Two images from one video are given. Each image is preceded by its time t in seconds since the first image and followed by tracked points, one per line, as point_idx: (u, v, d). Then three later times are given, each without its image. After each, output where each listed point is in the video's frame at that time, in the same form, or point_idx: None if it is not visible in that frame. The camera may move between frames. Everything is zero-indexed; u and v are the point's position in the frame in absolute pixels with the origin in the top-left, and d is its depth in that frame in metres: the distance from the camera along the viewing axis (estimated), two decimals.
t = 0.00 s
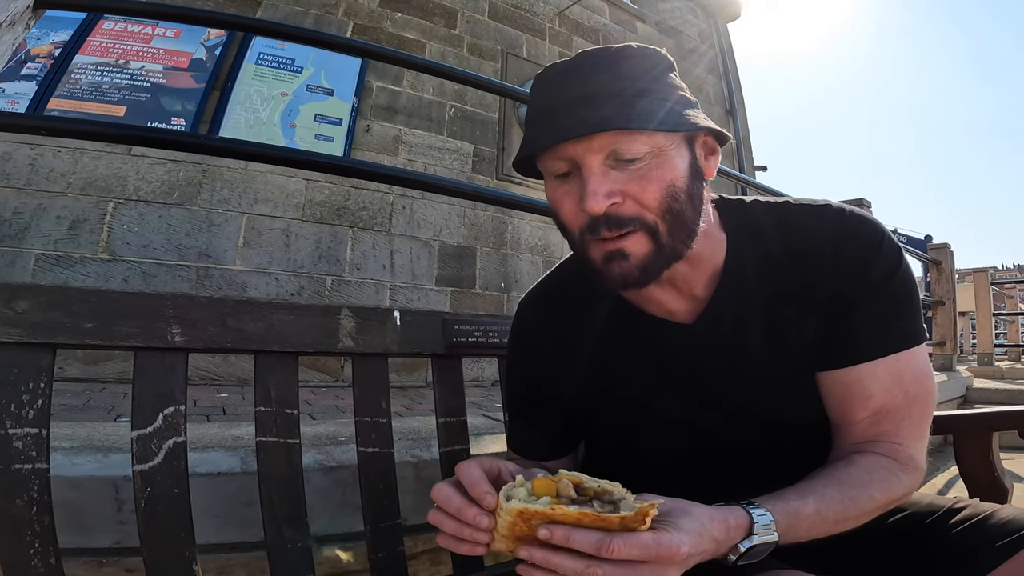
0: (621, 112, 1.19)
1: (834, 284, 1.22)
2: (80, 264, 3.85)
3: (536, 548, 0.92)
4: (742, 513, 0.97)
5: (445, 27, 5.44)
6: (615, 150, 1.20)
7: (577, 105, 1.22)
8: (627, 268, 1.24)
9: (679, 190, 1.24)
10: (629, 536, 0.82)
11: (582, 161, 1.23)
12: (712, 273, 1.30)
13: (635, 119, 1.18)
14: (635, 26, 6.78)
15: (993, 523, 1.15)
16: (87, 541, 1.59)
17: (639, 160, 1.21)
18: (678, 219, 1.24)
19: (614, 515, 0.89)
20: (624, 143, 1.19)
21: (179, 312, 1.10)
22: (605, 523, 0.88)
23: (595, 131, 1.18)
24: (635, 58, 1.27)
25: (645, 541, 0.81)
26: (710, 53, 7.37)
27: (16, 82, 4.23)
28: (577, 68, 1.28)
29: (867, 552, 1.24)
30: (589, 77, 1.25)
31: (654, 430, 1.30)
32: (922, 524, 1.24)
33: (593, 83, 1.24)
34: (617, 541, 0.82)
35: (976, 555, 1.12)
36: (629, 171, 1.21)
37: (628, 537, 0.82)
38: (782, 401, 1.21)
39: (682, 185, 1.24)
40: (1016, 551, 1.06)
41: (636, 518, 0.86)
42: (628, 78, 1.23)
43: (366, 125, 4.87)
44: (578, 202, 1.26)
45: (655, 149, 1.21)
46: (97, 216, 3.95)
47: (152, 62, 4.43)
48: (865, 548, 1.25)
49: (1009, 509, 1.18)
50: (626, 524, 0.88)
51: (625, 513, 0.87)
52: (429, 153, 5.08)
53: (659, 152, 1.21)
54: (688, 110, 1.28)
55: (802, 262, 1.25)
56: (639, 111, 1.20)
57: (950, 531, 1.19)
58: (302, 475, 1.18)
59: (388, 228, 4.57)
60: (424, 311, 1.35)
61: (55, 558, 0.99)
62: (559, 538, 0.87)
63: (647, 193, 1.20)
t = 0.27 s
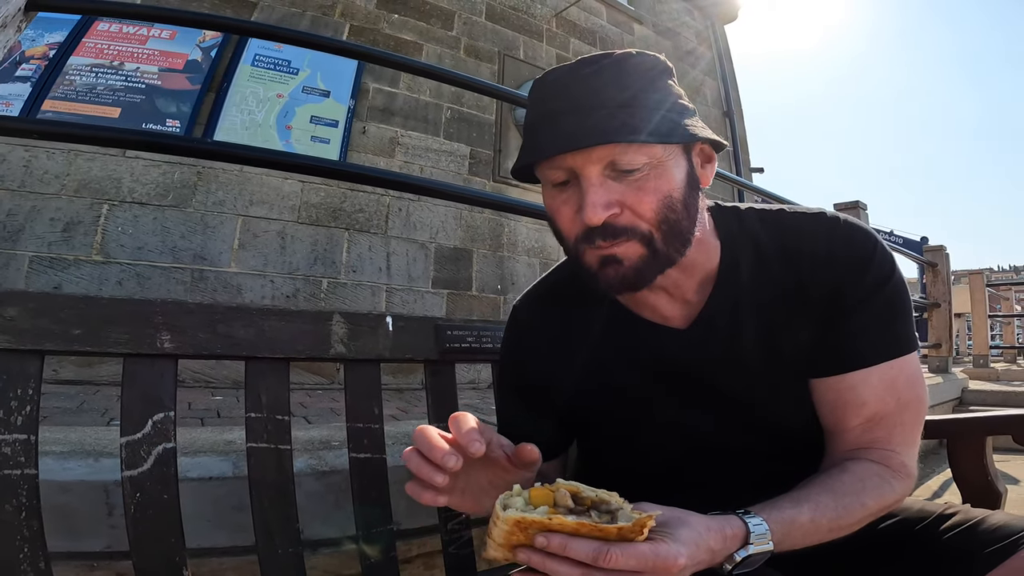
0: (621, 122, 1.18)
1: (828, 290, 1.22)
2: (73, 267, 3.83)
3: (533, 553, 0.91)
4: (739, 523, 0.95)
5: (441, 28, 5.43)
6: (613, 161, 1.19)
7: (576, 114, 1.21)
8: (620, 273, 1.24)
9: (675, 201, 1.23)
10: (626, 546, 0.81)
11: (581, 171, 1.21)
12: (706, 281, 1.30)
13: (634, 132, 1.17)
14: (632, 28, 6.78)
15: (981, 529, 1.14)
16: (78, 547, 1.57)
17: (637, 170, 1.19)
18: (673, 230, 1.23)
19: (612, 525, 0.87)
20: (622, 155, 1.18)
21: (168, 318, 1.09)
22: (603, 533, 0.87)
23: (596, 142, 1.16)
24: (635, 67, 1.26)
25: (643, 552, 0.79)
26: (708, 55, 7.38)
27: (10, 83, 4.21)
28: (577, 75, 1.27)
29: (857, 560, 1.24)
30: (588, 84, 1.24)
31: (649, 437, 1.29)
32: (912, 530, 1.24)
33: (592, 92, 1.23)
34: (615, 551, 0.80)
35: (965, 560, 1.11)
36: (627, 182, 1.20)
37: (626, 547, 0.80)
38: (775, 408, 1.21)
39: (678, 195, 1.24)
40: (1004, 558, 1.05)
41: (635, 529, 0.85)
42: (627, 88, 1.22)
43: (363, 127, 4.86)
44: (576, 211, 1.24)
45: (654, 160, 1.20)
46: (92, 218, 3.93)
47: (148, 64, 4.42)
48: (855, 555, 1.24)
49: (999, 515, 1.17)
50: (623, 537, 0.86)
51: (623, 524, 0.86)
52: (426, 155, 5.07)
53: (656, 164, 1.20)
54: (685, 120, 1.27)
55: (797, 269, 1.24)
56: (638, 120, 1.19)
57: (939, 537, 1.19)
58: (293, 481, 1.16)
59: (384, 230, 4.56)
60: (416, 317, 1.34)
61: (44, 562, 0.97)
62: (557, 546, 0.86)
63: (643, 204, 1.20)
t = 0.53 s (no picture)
0: (622, 122, 1.18)
1: (826, 294, 1.22)
2: (69, 268, 3.82)
3: (532, 562, 0.91)
4: (738, 530, 0.95)
5: (439, 30, 5.43)
6: (615, 162, 1.19)
7: (578, 113, 1.21)
8: (620, 279, 1.23)
9: (674, 204, 1.23)
10: (625, 554, 0.80)
11: (582, 171, 1.21)
12: (704, 285, 1.30)
13: (635, 132, 1.17)
14: (629, 30, 6.79)
15: (975, 533, 1.15)
16: (70, 550, 1.56)
17: (637, 172, 1.20)
18: (671, 233, 1.23)
19: (610, 534, 0.88)
20: (624, 155, 1.18)
21: (162, 323, 1.08)
22: (601, 542, 0.88)
23: (598, 142, 1.16)
24: (636, 68, 1.27)
25: (642, 560, 0.78)
26: (705, 56, 7.39)
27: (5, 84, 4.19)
28: (578, 75, 1.27)
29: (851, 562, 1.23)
30: (588, 85, 1.25)
31: (648, 441, 1.28)
32: (905, 533, 1.24)
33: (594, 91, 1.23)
34: (613, 559, 0.79)
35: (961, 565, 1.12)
36: (628, 183, 1.20)
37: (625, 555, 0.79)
38: (773, 412, 1.21)
39: (677, 198, 1.24)
40: (1000, 560, 1.06)
41: (633, 537, 0.86)
42: (629, 87, 1.23)
43: (360, 129, 4.85)
44: (576, 211, 1.24)
45: (654, 161, 1.21)
46: (87, 220, 3.92)
47: (144, 65, 4.41)
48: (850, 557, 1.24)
49: (991, 518, 1.18)
50: (621, 545, 0.87)
51: (621, 532, 0.87)
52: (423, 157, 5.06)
53: (657, 166, 1.21)
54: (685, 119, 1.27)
55: (795, 273, 1.25)
56: (639, 121, 1.19)
57: (933, 541, 1.19)
58: (287, 484, 1.16)
59: (381, 232, 4.55)
60: (411, 320, 1.34)
61: (37, 565, 0.96)
62: (555, 555, 0.86)
63: (645, 205, 1.20)
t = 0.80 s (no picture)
0: (627, 110, 1.23)
1: (824, 295, 1.22)
2: (65, 269, 3.81)
3: (529, 565, 0.91)
4: (735, 531, 0.95)
5: (437, 31, 5.43)
6: (623, 149, 1.24)
7: (582, 105, 1.25)
8: (631, 268, 1.23)
9: (681, 193, 1.26)
10: (623, 556, 0.80)
11: (589, 162, 1.26)
12: (703, 285, 1.30)
13: (640, 119, 1.22)
14: (628, 31, 6.80)
15: (970, 534, 1.15)
16: (66, 551, 1.55)
17: (643, 161, 1.24)
18: (679, 223, 1.25)
19: (607, 536, 0.87)
20: (630, 143, 1.23)
21: (157, 324, 1.08)
22: (598, 544, 0.87)
23: (605, 129, 1.21)
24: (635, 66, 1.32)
25: (640, 562, 0.79)
26: (703, 58, 7.41)
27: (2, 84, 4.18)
28: (578, 72, 1.31)
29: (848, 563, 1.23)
30: (589, 81, 1.28)
31: (647, 443, 1.28)
32: (900, 534, 1.24)
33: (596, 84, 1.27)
34: (611, 561, 0.80)
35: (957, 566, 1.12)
36: (635, 173, 1.24)
37: (623, 558, 0.80)
38: (770, 414, 1.21)
39: (683, 188, 1.27)
40: (995, 561, 1.06)
41: (630, 539, 0.85)
42: (628, 82, 1.27)
43: (357, 129, 4.85)
44: (583, 203, 1.26)
45: (659, 151, 1.25)
46: (83, 220, 3.91)
47: (141, 66, 4.40)
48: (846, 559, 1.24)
49: (986, 519, 1.19)
50: (619, 548, 0.86)
51: (618, 534, 0.86)
52: (421, 158, 5.06)
53: (662, 155, 1.25)
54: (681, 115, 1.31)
55: (793, 274, 1.25)
56: (641, 109, 1.24)
57: (928, 541, 1.19)
58: (283, 486, 1.15)
59: (378, 233, 4.55)
60: (408, 322, 1.33)
61: (32, 567, 0.96)
62: (553, 557, 0.85)
63: (653, 192, 1.22)
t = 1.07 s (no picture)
0: (635, 101, 1.27)
1: (824, 302, 1.22)
2: (61, 271, 3.79)
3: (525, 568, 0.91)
4: (732, 539, 0.95)
5: (435, 32, 5.43)
6: (634, 139, 1.28)
7: (589, 101, 1.27)
8: (655, 254, 1.23)
9: (689, 181, 1.30)
10: (618, 562, 0.80)
11: (602, 153, 1.28)
12: (702, 293, 1.30)
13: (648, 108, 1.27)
14: (625, 32, 6.81)
15: (966, 538, 1.15)
16: (62, 555, 1.55)
17: (654, 152, 1.28)
18: (692, 211, 1.28)
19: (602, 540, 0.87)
20: (641, 132, 1.28)
21: (154, 329, 1.07)
22: (593, 549, 0.87)
23: (617, 118, 1.25)
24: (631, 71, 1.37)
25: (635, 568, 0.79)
26: (700, 59, 7.42)
27: None
28: (579, 73, 1.33)
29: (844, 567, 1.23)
30: (589, 82, 1.30)
31: (646, 450, 1.28)
32: (896, 538, 1.24)
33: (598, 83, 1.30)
34: (606, 566, 0.80)
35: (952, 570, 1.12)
36: (648, 162, 1.27)
37: (618, 563, 0.80)
38: (770, 421, 1.21)
39: (692, 178, 1.32)
40: (990, 565, 1.07)
41: (623, 544, 0.85)
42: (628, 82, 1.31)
43: (355, 131, 4.84)
44: (600, 194, 1.27)
45: (666, 143, 1.30)
46: (80, 222, 3.90)
47: (138, 67, 4.39)
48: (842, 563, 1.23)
49: (981, 523, 1.19)
50: (613, 552, 0.86)
51: (612, 539, 0.86)
52: (419, 159, 5.06)
53: (670, 147, 1.30)
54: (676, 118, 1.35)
55: (792, 280, 1.25)
56: (645, 102, 1.29)
57: (924, 544, 1.19)
58: (281, 490, 1.15)
59: (376, 235, 4.54)
60: (405, 326, 1.33)
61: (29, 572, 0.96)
62: (549, 567, 0.85)
63: (668, 179, 1.26)
